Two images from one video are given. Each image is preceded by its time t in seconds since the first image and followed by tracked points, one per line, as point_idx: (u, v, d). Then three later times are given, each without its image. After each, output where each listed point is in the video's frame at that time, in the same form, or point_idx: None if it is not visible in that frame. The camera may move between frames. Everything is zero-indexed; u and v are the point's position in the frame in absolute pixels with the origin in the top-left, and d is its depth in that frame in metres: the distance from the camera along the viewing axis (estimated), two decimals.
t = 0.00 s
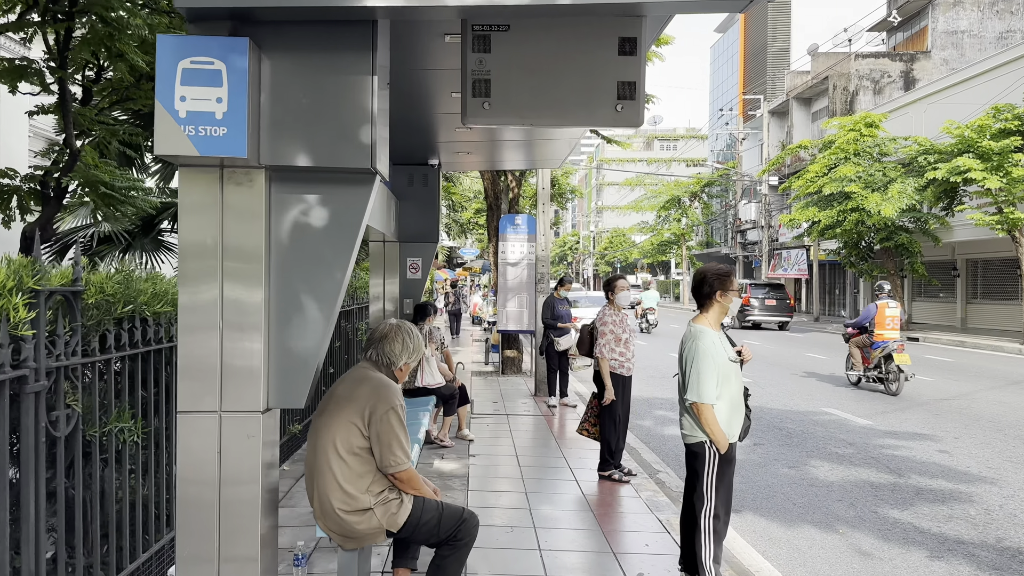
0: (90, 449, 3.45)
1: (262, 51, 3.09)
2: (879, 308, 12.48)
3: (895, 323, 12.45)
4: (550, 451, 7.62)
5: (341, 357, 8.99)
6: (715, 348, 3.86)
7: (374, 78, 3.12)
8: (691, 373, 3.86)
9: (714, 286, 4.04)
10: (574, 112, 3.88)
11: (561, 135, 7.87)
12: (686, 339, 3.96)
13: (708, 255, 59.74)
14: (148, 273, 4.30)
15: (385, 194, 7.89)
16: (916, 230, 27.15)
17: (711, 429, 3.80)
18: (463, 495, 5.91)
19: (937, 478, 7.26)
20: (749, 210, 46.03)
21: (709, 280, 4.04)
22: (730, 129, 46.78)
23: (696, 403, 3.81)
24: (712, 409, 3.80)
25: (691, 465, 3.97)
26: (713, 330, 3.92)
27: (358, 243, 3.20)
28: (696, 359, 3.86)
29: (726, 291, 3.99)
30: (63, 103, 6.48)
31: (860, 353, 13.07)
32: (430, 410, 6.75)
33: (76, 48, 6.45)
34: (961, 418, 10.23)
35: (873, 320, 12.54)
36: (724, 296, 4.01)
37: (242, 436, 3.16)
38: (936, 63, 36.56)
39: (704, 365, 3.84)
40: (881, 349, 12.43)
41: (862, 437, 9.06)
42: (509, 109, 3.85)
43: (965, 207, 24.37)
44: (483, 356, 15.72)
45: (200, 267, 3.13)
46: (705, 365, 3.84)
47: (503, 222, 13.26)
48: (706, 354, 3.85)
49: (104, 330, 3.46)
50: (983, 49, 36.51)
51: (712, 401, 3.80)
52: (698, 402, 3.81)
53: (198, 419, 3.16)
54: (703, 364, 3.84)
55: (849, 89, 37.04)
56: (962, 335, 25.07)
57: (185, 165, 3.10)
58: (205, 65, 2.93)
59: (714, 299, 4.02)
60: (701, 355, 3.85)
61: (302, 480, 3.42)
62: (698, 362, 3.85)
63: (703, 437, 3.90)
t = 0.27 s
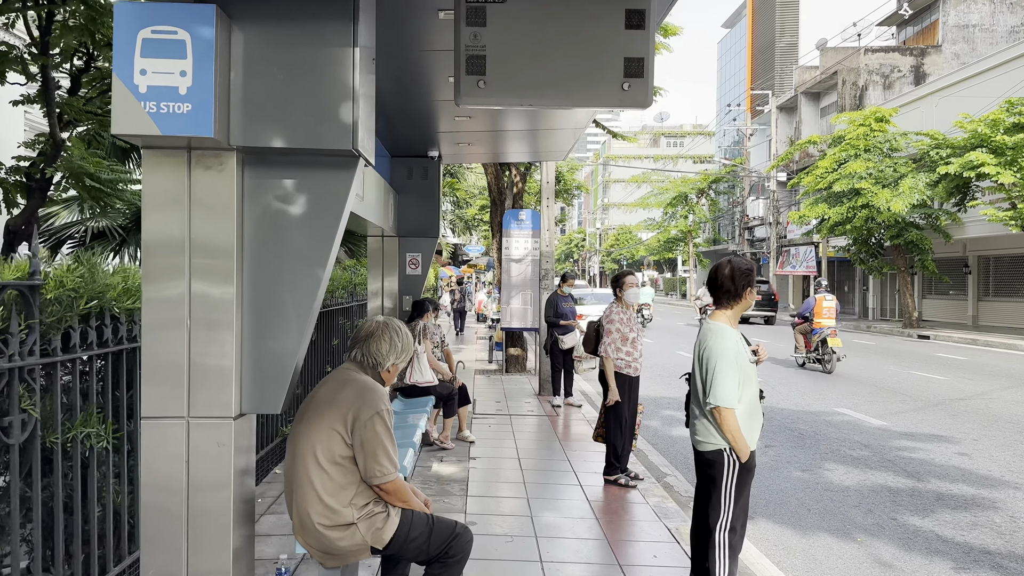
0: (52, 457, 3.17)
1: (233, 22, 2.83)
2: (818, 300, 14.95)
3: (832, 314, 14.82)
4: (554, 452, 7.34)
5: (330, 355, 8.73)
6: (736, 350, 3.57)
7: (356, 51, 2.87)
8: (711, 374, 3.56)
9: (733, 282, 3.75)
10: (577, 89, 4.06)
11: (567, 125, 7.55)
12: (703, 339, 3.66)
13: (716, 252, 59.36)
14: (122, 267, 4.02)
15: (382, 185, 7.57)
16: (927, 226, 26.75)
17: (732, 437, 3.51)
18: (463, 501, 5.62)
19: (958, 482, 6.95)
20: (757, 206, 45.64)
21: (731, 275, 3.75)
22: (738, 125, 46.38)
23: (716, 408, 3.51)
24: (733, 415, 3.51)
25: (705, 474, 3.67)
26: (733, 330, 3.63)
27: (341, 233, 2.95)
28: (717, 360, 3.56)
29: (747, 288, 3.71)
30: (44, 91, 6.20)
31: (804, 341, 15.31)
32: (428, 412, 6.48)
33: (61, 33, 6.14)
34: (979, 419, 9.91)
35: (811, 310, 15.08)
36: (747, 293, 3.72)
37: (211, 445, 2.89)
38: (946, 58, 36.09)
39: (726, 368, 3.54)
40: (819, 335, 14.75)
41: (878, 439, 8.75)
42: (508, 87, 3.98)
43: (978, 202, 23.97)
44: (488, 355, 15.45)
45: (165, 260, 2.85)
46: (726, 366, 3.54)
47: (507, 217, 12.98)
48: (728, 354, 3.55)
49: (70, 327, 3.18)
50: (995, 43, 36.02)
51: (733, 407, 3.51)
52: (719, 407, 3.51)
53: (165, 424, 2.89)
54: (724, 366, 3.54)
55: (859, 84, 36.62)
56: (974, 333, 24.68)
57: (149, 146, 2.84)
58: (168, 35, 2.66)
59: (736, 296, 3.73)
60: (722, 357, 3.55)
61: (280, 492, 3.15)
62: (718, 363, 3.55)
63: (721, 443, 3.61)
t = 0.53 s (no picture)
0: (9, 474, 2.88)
1: None
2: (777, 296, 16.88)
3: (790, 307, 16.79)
4: (559, 456, 7.05)
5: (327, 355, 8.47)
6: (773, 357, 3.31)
7: (335, 26, 2.62)
8: (746, 382, 3.27)
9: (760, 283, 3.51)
10: (583, 70, 3.84)
11: (573, 116, 7.24)
12: (732, 344, 3.36)
13: (724, 249, 58.95)
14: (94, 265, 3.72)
15: (382, 180, 7.29)
16: (939, 223, 26.33)
17: (768, 450, 3.25)
18: (463, 511, 5.33)
19: (982, 491, 6.63)
20: (766, 202, 45.21)
21: (760, 277, 3.51)
22: (747, 120, 45.93)
23: (752, 420, 3.24)
24: (770, 427, 3.25)
25: (727, 491, 3.39)
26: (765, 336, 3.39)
27: (322, 228, 2.70)
28: (754, 367, 3.27)
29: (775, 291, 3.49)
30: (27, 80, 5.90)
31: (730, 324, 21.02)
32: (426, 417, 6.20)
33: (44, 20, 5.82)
34: (1000, 422, 9.57)
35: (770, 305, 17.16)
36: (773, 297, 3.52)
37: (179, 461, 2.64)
38: (959, 52, 35.61)
39: (763, 376, 3.27)
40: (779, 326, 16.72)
41: (895, 444, 8.43)
42: (503, 68, 3.80)
43: (992, 198, 23.54)
44: (492, 354, 15.17)
45: (124, 260, 2.59)
46: (764, 375, 3.27)
47: (512, 214, 12.69)
48: (766, 361, 3.29)
49: (29, 329, 2.91)
50: (1008, 37, 35.49)
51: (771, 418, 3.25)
52: (756, 418, 3.24)
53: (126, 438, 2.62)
54: (762, 374, 3.27)
55: (869, 79, 36.15)
56: (987, 332, 24.28)
57: (106, 132, 2.57)
58: (124, 6, 2.40)
59: (763, 300, 3.50)
60: (759, 364, 3.28)
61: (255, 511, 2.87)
62: (756, 371, 3.27)
63: (751, 458, 3.33)
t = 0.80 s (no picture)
0: None
1: None
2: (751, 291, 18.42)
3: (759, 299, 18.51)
4: (561, 458, 6.77)
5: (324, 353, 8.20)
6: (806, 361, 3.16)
7: None
8: (782, 386, 3.08)
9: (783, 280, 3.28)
10: (585, 50, 3.73)
11: (578, 105, 6.95)
12: (763, 346, 3.15)
13: (731, 246, 58.51)
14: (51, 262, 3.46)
15: (378, 172, 7.01)
16: (951, 219, 25.95)
17: (801, 461, 3.07)
18: (459, 518, 5.06)
19: (1004, 497, 6.33)
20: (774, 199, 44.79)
21: (783, 273, 3.27)
22: (755, 116, 45.51)
23: (788, 428, 3.05)
24: (803, 436, 3.09)
25: (747, 503, 3.18)
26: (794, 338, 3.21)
27: (290, 213, 2.54)
28: (790, 372, 3.10)
29: (798, 289, 3.27)
30: None
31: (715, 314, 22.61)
32: (423, 419, 5.88)
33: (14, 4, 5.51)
34: (1018, 423, 9.27)
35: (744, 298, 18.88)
36: (794, 294, 3.29)
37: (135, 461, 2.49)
38: (970, 46, 35.11)
39: (800, 381, 3.10)
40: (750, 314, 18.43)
41: (911, 446, 8.14)
42: (497, 43, 3.69)
43: (1005, 194, 23.15)
44: (496, 352, 14.89)
45: (74, 248, 2.43)
46: (801, 381, 3.11)
47: (515, 209, 12.41)
48: (803, 365, 3.13)
49: None
50: (1021, 31, 35.03)
51: (805, 426, 3.09)
52: (791, 426, 3.06)
53: (79, 437, 2.47)
54: (799, 379, 3.10)
55: (879, 74, 35.70)
56: (1000, 330, 23.91)
57: (53, 110, 2.40)
58: None
59: (785, 297, 3.28)
60: (796, 368, 3.11)
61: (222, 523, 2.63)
62: (793, 376, 3.10)
63: (778, 468, 3.13)
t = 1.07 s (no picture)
0: None
1: None
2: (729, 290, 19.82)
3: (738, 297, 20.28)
4: (563, 464, 6.50)
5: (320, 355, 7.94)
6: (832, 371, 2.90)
7: None
8: (809, 401, 2.83)
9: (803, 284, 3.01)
10: (588, 27, 3.62)
11: (583, 96, 6.67)
12: (784, 356, 2.89)
13: (738, 243, 58.10)
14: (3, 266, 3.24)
15: (373, 168, 6.75)
16: (962, 216, 25.56)
17: (829, 481, 2.81)
18: (455, 533, 4.79)
19: None
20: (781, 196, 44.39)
21: (802, 275, 3.00)
22: (763, 113, 45.09)
23: (815, 445, 2.79)
24: (830, 454, 2.83)
25: (766, 528, 2.92)
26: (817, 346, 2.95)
27: (251, 207, 2.39)
28: (816, 384, 2.84)
29: (818, 292, 3.01)
30: None
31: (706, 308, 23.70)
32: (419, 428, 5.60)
33: None
34: None
35: (724, 296, 20.30)
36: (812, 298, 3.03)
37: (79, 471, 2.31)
38: (981, 42, 34.63)
39: (827, 394, 2.84)
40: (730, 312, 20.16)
41: (928, 452, 7.84)
42: (488, 20, 3.57)
43: (1018, 191, 22.75)
44: (499, 352, 14.61)
45: (13, 242, 2.26)
46: (828, 393, 2.85)
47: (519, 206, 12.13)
48: (830, 377, 2.87)
49: None
50: None
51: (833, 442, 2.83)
52: (818, 443, 2.80)
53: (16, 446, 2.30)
54: (826, 392, 2.84)
55: (888, 70, 35.27)
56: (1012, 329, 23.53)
57: None
58: None
59: (804, 302, 3.01)
60: (822, 379, 2.85)
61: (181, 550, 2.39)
62: (819, 388, 2.84)
63: (803, 490, 2.86)
